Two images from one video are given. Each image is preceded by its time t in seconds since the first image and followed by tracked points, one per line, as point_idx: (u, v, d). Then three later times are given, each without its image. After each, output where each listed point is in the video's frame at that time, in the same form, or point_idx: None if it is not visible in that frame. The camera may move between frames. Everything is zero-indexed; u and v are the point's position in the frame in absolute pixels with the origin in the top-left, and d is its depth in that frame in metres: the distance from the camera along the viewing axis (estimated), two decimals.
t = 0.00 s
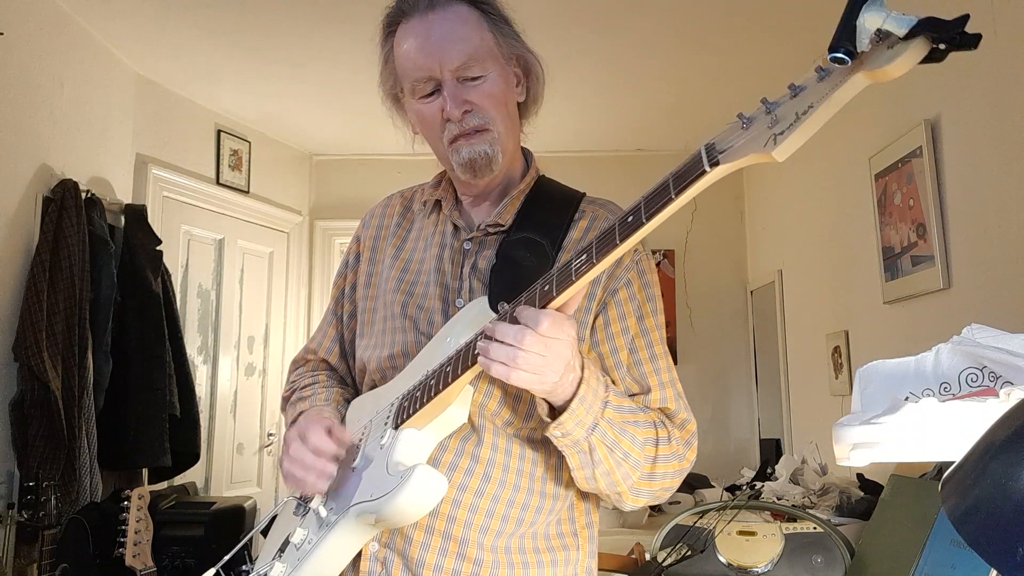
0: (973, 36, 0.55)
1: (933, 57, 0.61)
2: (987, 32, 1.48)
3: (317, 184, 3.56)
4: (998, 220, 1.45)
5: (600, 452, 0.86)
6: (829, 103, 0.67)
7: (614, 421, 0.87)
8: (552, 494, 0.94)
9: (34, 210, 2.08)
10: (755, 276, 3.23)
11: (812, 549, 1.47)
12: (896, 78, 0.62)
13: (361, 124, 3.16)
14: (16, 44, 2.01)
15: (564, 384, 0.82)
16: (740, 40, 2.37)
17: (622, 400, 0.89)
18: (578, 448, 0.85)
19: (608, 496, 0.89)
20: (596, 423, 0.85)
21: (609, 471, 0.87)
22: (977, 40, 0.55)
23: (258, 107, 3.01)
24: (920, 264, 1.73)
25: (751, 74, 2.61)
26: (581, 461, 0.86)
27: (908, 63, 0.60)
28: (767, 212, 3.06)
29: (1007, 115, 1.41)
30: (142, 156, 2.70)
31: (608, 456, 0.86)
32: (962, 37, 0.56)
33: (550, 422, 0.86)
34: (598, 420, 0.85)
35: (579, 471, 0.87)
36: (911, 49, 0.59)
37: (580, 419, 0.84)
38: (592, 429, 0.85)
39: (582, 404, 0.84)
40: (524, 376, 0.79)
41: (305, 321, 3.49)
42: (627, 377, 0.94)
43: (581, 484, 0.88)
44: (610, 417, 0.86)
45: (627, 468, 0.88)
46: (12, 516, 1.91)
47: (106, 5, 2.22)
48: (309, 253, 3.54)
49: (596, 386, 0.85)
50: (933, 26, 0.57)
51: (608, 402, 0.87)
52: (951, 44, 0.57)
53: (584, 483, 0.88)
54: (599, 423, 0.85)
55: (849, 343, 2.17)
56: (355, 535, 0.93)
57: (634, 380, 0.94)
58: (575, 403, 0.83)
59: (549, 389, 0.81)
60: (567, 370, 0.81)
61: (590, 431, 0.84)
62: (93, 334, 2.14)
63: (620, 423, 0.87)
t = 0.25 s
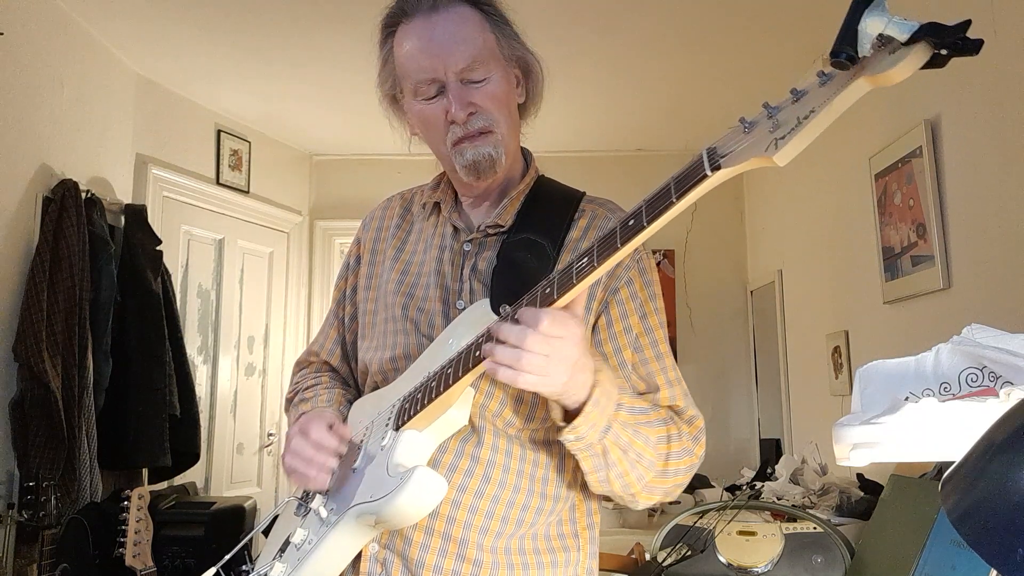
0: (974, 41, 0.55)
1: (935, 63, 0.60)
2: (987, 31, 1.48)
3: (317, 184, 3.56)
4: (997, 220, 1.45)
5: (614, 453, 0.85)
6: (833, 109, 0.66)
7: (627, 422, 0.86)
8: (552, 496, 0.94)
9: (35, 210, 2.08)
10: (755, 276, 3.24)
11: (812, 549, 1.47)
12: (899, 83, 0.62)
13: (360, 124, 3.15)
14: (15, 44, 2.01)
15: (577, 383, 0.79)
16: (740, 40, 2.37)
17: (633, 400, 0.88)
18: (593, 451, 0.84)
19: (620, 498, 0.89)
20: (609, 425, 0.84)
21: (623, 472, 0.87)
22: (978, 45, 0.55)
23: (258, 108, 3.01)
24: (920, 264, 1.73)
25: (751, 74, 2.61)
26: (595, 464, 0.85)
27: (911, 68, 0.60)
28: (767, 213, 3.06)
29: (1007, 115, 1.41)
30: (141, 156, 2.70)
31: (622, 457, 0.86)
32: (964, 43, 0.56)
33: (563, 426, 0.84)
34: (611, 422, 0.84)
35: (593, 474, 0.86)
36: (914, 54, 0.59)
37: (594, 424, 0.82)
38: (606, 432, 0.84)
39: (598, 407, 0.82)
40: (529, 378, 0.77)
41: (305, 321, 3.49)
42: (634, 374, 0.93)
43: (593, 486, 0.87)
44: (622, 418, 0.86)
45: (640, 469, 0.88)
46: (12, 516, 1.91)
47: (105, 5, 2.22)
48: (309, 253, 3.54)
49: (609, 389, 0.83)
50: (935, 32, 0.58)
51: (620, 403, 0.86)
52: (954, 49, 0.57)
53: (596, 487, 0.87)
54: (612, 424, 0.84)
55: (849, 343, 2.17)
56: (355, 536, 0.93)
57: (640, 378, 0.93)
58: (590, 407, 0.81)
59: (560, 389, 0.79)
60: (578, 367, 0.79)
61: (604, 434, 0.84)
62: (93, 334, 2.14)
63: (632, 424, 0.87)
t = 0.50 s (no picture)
0: (996, 50, 0.56)
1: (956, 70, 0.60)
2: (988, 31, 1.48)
3: (317, 184, 3.56)
4: (997, 221, 1.45)
5: (643, 419, 0.83)
6: (851, 114, 0.66)
7: (660, 388, 0.84)
8: (554, 498, 0.94)
9: (35, 210, 2.08)
10: (755, 276, 3.24)
11: (812, 549, 1.47)
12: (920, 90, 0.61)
13: (360, 124, 3.15)
14: (16, 44, 2.01)
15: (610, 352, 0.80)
16: (741, 41, 2.37)
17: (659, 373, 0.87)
18: (622, 415, 0.82)
19: (641, 469, 0.87)
20: (641, 390, 0.82)
21: (649, 439, 0.84)
22: (1001, 53, 0.55)
23: (258, 107, 3.01)
24: (920, 264, 1.73)
25: (751, 74, 2.61)
26: (623, 429, 0.83)
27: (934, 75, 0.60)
28: (767, 213, 3.06)
29: (1007, 115, 1.41)
30: (142, 156, 2.70)
31: (652, 423, 0.84)
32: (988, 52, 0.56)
33: (594, 383, 0.82)
34: (643, 386, 0.82)
35: (620, 439, 0.84)
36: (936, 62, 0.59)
37: (625, 384, 0.81)
38: (638, 395, 0.82)
39: (630, 365, 0.80)
40: (578, 341, 0.76)
41: (305, 321, 3.49)
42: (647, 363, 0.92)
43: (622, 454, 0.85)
44: (655, 384, 0.84)
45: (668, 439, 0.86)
46: (11, 516, 1.92)
47: (106, 5, 2.22)
48: (309, 253, 3.54)
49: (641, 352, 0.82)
50: (959, 39, 0.57)
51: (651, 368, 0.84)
52: (977, 58, 0.57)
53: (623, 453, 0.85)
54: (643, 389, 0.82)
55: (849, 343, 2.17)
56: (359, 533, 0.93)
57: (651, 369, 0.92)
58: (622, 365, 0.80)
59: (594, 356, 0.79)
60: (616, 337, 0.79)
61: (635, 398, 0.82)
62: (93, 335, 2.14)
63: (665, 392, 0.85)
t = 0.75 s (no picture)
0: (984, 55, 0.56)
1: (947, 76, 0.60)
2: (988, 32, 1.48)
3: (317, 184, 3.56)
4: (997, 221, 1.45)
5: (642, 425, 0.85)
6: (842, 117, 0.66)
7: (655, 393, 0.86)
8: (552, 498, 0.94)
9: (35, 211, 2.08)
10: (755, 276, 3.23)
11: (812, 549, 1.47)
12: (909, 95, 0.61)
13: (361, 123, 3.15)
14: (16, 44, 2.01)
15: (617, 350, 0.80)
16: (741, 41, 2.37)
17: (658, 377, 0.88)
18: (622, 421, 0.83)
19: (642, 478, 0.88)
20: (638, 395, 0.84)
21: (650, 445, 0.86)
22: (989, 58, 0.55)
23: (258, 108, 3.01)
24: (920, 264, 1.73)
25: (751, 74, 2.61)
26: (624, 435, 0.84)
27: (923, 79, 0.60)
28: (767, 213, 3.06)
29: (1007, 115, 1.41)
30: (141, 156, 2.70)
31: (650, 429, 0.85)
32: (975, 56, 0.56)
33: (594, 394, 0.83)
34: (640, 391, 0.84)
35: (621, 446, 0.85)
36: (926, 66, 0.59)
37: (625, 389, 0.82)
38: (636, 401, 0.84)
39: (628, 372, 0.81)
40: (582, 349, 0.76)
41: (305, 321, 3.49)
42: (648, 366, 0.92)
43: (621, 461, 0.86)
44: (651, 388, 0.85)
45: (668, 444, 0.87)
46: (12, 516, 1.92)
47: (106, 5, 2.22)
48: (309, 253, 3.54)
49: (638, 357, 0.83)
50: (947, 44, 0.57)
51: (649, 374, 0.86)
52: (965, 62, 0.57)
53: (624, 461, 0.86)
54: (641, 393, 0.84)
55: (849, 343, 2.17)
56: (356, 534, 0.93)
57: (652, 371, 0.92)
58: (621, 370, 0.81)
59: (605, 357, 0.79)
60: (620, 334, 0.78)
61: (633, 403, 0.83)
62: (93, 335, 2.14)
63: (660, 397, 0.86)
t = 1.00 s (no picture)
0: (988, 61, 0.56)
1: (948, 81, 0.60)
2: (988, 32, 1.48)
3: (317, 184, 3.56)
4: (997, 221, 1.45)
5: (642, 428, 0.85)
6: (843, 122, 0.66)
7: (656, 396, 0.86)
8: (552, 498, 0.94)
9: (35, 211, 2.08)
10: (755, 275, 3.23)
11: (812, 549, 1.47)
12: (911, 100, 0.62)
13: (361, 124, 3.15)
14: (16, 44, 2.01)
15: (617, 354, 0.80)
16: (741, 41, 2.37)
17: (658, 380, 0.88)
18: (623, 425, 0.83)
19: (640, 482, 0.88)
20: (639, 398, 0.84)
21: (650, 449, 0.86)
22: (992, 64, 0.56)
23: (258, 108, 3.01)
24: (920, 264, 1.73)
25: (751, 74, 2.61)
26: (623, 439, 0.84)
27: (925, 85, 0.60)
28: (767, 213, 3.06)
29: (1008, 115, 1.41)
30: (141, 156, 2.70)
31: (650, 433, 0.85)
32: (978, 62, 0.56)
33: (596, 397, 0.82)
34: (641, 395, 0.84)
35: (621, 449, 0.85)
36: (928, 71, 0.59)
37: (627, 393, 0.82)
38: (636, 404, 0.84)
39: (631, 375, 0.81)
40: (583, 353, 0.76)
41: (305, 321, 3.49)
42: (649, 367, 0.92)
43: (620, 465, 0.86)
44: (652, 392, 0.85)
45: (667, 447, 0.87)
46: (12, 516, 1.91)
47: (106, 6, 2.22)
48: (309, 253, 3.54)
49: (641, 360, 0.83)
50: (950, 50, 0.57)
51: (650, 377, 0.86)
52: (968, 68, 0.57)
53: (624, 464, 0.86)
54: (643, 397, 0.84)
55: (849, 343, 2.17)
56: (356, 534, 0.93)
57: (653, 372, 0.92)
58: (623, 375, 0.81)
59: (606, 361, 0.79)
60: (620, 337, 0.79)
61: (634, 407, 0.83)
62: (93, 335, 2.14)
63: (660, 401, 0.86)
